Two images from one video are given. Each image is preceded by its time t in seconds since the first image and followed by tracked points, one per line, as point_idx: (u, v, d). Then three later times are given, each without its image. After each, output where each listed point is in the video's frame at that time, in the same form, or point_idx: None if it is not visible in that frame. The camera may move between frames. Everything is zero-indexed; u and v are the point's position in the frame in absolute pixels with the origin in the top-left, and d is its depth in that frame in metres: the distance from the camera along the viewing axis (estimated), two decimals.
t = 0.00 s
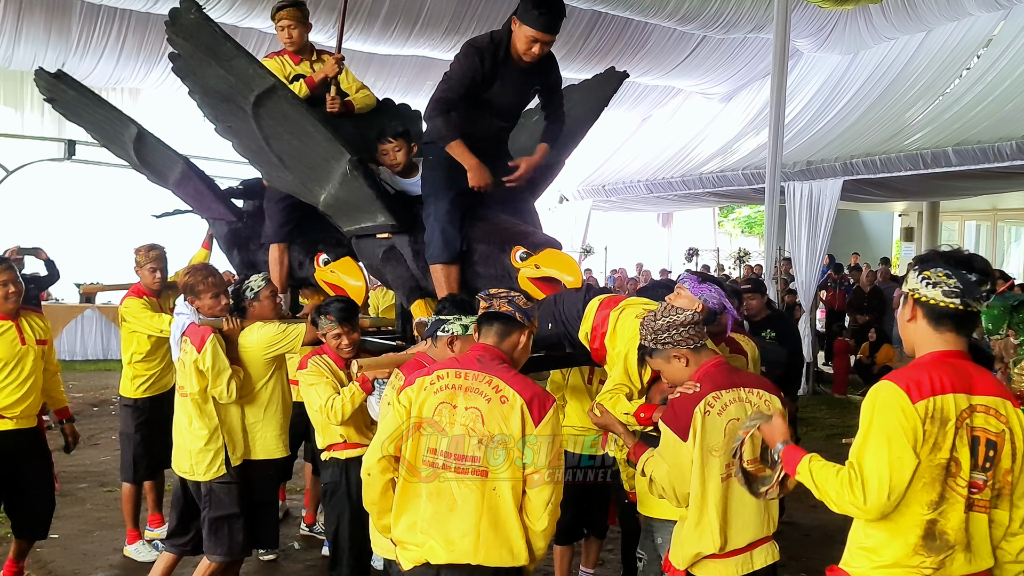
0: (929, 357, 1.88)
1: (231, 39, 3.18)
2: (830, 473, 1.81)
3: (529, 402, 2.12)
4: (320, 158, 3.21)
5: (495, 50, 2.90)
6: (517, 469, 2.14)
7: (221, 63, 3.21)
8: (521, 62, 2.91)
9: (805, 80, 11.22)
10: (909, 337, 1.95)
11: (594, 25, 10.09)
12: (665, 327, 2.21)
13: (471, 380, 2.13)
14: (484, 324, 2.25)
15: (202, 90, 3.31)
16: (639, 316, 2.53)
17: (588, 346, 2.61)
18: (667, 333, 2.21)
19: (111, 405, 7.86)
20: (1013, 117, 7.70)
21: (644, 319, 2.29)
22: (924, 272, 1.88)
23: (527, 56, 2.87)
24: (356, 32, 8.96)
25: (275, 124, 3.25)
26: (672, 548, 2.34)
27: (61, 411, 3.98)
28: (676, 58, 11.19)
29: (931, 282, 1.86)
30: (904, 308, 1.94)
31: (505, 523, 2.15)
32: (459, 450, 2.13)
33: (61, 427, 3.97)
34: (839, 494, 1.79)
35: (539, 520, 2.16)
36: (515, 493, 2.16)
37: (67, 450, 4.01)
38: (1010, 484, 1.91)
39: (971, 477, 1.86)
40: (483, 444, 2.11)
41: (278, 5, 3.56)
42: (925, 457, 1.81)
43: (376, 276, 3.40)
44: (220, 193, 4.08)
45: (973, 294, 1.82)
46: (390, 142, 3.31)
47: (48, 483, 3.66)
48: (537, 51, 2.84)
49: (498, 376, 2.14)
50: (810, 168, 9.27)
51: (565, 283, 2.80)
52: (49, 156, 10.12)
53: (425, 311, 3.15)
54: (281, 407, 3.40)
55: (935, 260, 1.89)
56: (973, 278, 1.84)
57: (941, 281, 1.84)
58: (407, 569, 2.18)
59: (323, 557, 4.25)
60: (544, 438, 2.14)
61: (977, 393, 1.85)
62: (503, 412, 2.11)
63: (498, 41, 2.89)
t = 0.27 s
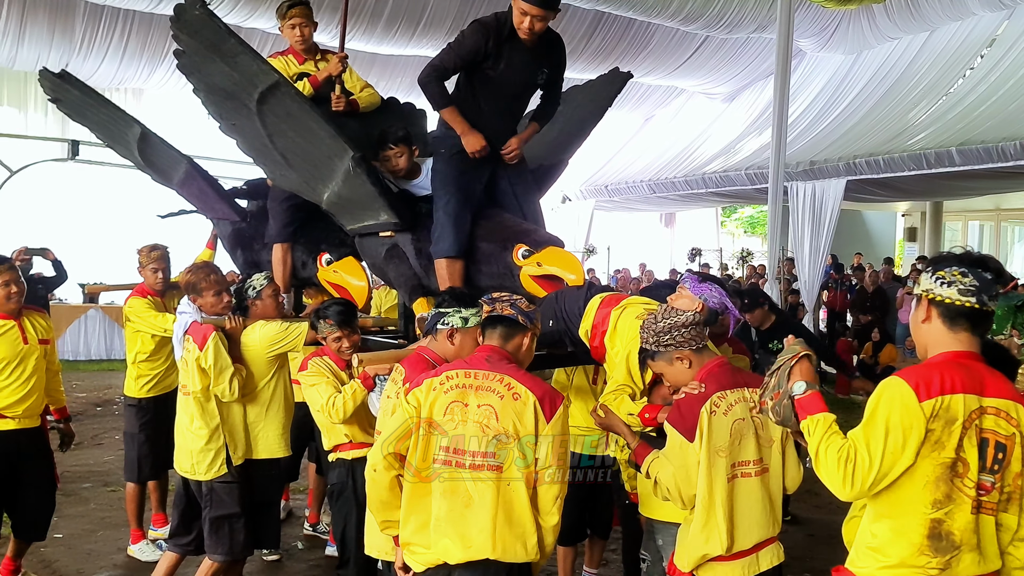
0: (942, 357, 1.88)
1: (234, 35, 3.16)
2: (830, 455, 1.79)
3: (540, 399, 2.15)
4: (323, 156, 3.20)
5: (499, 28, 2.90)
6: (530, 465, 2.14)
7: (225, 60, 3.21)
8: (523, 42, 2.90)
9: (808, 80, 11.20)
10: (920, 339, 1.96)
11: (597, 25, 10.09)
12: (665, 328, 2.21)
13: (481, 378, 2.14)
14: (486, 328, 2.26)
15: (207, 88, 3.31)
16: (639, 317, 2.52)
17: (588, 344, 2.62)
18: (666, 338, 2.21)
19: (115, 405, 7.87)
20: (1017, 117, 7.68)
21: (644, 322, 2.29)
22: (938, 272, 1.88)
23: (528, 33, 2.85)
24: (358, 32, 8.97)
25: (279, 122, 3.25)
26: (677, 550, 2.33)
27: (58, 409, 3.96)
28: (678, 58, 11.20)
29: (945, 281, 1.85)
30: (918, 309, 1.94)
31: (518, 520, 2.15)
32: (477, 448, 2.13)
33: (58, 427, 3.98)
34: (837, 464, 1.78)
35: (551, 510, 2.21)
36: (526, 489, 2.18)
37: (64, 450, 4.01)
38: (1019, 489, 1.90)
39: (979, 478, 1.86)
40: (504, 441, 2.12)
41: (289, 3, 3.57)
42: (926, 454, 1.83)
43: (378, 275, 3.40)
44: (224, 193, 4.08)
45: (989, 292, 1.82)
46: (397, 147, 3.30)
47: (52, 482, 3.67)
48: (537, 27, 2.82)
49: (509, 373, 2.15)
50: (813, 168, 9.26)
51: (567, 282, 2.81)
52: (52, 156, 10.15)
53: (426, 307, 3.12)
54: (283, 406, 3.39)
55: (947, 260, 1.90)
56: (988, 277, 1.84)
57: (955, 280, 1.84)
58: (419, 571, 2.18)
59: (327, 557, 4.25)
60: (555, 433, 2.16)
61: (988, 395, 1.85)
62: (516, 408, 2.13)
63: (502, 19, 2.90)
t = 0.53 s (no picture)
0: (949, 358, 1.87)
1: (241, 34, 3.21)
2: (829, 459, 1.82)
3: (526, 394, 2.16)
4: (327, 156, 3.21)
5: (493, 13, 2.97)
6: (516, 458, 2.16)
7: (231, 58, 3.24)
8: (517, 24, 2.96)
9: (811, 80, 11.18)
10: (926, 342, 1.93)
11: (599, 25, 10.08)
12: (665, 329, 2.21)
13: (470, 375, 2.16)
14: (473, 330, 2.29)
15: (213, 87, 3.32)
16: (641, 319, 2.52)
17: (590, 346, 2.61)
18: (669, 339, 2.21)
19: (119, 405, 7.88)
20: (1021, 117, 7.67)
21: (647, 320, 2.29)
22: (942, 273, 1.88)
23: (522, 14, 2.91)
24: (362, 33, 8.97)
25: (284, 121, 3.26)
26: (673, 552, 2.33)
27: (67, 408, 3.97)
28: (681, 58, 11.18)
29: (950, 281, 1.85)
30: (924, 312, 1.92)
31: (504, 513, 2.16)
32: (463, 441, 2.14)
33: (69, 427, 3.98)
34: (836, 465, 1.81)
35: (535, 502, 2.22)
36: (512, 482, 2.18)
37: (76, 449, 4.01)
38: None
39: (986, 481, 1.86)
40: (487, 434, 2.14)
41: (297, 2, 3.54)
42: (929, 455, 1.83)
43: (382, 275, 3.40)
44: (227, 194, 4.08)
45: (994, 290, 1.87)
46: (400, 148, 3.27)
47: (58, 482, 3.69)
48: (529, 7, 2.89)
49: (496, 370, 2.17)
50: (816, 169, 9.25)
51: (571, 283, 2.80)
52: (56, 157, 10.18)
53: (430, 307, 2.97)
54: (286, 405, 3.40)
55: (949, 260, 1.90)
56: (992, 273, 1.86)
57: (960, 278, 1.84)
58: (412, 564, 2.19)
59: (330, 557, 4.25)
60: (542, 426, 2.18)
61: (995, 398, 1.84)
62: (503, 402, 2.14)
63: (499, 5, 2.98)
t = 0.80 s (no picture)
0: (952, 359, 1.86)
1: (244, 34, 3.19)
2: (842, 466, 1.81)
3: (513, 387, 2.14)
4: (330, 155, 3.20)
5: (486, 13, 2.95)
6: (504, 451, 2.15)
7: (234, 58, 3.23)
8: (509, 25, 2.95)
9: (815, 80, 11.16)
10: (926, 342, 1.92)
11: (603, 25, 10.08)
12: (670, 331, 2.19)
13: (458, 371, 2.16)
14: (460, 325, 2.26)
15: (217, 87, 3.32)
16: (646, 318, 2.49)
17: (594, 344, 2.59)
18: (675, 339, 2.18)
19: (123, 405, 7.90)
20: None
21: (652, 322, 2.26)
22: (940, 273, 1.87)
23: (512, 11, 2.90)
24: (365, 32, 8.97)
25: (287, 121, 3.25)
26: (672, 553, 2.33)
27: (77, 407, 3.98)
28: (685, 57, 11.17)
29: (950, 281, 1.85)
30: (924, 313, 1.90)
31: (493, 507, 2.16)
32: (450, 437, 2.15)
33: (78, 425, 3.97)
34: (848, 476, 1.79)
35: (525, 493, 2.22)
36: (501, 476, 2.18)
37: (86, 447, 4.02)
38: None
39: (993, 481, 1.85)
40: (473, 430, 2.14)
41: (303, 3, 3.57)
42: (940, 458, 1.81)
43: (386, 275, 3.40)
44: (231, 194, 4.09)
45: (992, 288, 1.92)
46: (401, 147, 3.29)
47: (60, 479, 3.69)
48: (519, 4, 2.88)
49: (484, 366, 2.16)
50: (819, 168, 9.23)
51: (573, 281, 2.79)
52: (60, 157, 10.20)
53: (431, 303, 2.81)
54: (290, 404, 3.40)
55: (946, 260, 1.90)
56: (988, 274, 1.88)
57: (961, 278, 1.84)
58: (408, 556, 2.20)
59: (333, 557, 4.26)
60: (531, 421, 2.16)
61: (1001, 397, 1.84)
62: (489, 398, 2.13)
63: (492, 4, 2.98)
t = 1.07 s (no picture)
0: (942, 360, 1.85)
1: (247, 34, 3.18)
2: (859, 485, 1.77)
3: (508, 391, 2.12)
4: (333, 155, 3.20)
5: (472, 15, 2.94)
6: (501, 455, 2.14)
7: (237, 58, 3.22)
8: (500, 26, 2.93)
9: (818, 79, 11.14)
10: (917, 344, 1.93)
11: (605, 25, 10.08)
12: (684, 324, 2.19)
13: (453, 375, 2.15)
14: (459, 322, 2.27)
15: (220, 86, 3.32)
16: (647, 317, 2.52)
17: (595, 344, 2.60)
18: (691, 331, 2.19)
19: (126, 404, 7.91)
20: None
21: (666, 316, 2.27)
22: (925, 275, 1.86)
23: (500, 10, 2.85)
24: (367, 33, 8.97)
25: (290, 121, 3.25)
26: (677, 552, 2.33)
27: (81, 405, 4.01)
28: (687, 57, 11.17)
29: (933, 284, 1.84)
30: (909, 312, 1.92)
31: (494, 512, 2.16)
32: (447, 442, 2.15)
33: (81, 422, 4.00)
34: (868, 497, 1.76)
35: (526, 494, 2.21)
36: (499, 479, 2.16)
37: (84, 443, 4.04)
38: None
39: (993, 479, 1.85)
40: (469, 435, 2.13)
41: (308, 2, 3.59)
42: (950, 462, 1.79)
43: (387, 275, 3.39)
44: (234, 193, 4.09)
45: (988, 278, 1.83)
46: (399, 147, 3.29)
47: (69, 476, 3.72)
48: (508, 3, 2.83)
49: (478, 368, 2.15)
50: (822, 168, 9.22)
51: (576, 281, 2.79)
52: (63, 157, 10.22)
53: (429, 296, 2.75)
54: (293, 403, 3.41)
55: (934, 260, 1.87)
56: (976, 275, 1.83)
57: (945, 281, 1.83)
58: (410, 558, 2.21)
59: (335, 557, 4.26)
60: (529, 424, 2.14)
61: (998, 394, 1.83)
62: (484, 403, 2.12)
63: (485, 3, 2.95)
